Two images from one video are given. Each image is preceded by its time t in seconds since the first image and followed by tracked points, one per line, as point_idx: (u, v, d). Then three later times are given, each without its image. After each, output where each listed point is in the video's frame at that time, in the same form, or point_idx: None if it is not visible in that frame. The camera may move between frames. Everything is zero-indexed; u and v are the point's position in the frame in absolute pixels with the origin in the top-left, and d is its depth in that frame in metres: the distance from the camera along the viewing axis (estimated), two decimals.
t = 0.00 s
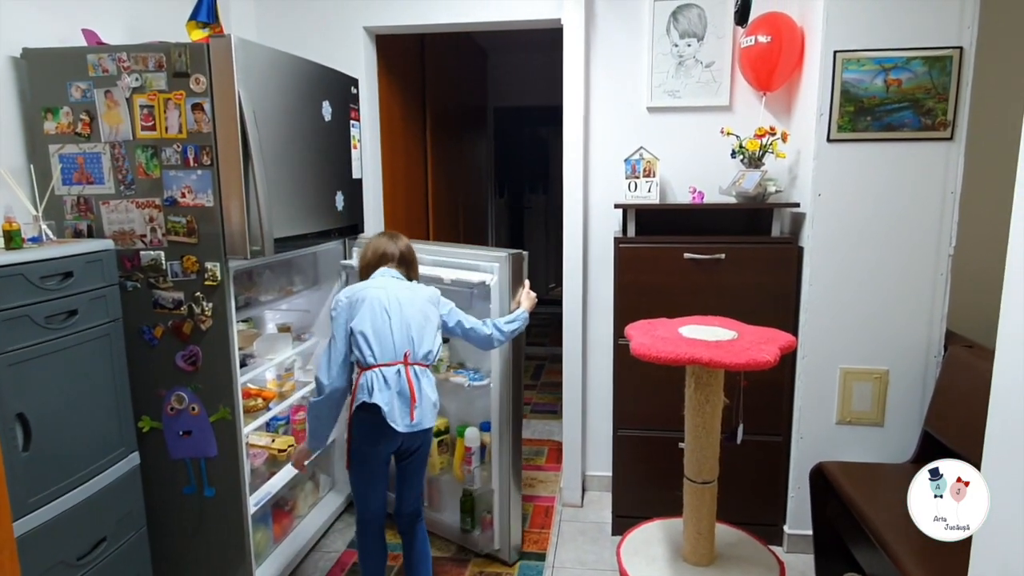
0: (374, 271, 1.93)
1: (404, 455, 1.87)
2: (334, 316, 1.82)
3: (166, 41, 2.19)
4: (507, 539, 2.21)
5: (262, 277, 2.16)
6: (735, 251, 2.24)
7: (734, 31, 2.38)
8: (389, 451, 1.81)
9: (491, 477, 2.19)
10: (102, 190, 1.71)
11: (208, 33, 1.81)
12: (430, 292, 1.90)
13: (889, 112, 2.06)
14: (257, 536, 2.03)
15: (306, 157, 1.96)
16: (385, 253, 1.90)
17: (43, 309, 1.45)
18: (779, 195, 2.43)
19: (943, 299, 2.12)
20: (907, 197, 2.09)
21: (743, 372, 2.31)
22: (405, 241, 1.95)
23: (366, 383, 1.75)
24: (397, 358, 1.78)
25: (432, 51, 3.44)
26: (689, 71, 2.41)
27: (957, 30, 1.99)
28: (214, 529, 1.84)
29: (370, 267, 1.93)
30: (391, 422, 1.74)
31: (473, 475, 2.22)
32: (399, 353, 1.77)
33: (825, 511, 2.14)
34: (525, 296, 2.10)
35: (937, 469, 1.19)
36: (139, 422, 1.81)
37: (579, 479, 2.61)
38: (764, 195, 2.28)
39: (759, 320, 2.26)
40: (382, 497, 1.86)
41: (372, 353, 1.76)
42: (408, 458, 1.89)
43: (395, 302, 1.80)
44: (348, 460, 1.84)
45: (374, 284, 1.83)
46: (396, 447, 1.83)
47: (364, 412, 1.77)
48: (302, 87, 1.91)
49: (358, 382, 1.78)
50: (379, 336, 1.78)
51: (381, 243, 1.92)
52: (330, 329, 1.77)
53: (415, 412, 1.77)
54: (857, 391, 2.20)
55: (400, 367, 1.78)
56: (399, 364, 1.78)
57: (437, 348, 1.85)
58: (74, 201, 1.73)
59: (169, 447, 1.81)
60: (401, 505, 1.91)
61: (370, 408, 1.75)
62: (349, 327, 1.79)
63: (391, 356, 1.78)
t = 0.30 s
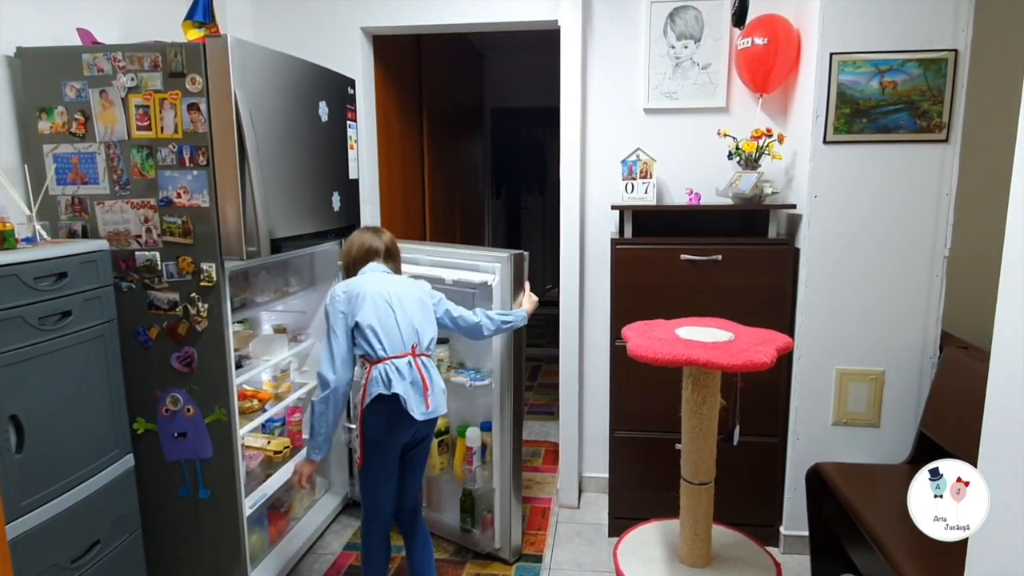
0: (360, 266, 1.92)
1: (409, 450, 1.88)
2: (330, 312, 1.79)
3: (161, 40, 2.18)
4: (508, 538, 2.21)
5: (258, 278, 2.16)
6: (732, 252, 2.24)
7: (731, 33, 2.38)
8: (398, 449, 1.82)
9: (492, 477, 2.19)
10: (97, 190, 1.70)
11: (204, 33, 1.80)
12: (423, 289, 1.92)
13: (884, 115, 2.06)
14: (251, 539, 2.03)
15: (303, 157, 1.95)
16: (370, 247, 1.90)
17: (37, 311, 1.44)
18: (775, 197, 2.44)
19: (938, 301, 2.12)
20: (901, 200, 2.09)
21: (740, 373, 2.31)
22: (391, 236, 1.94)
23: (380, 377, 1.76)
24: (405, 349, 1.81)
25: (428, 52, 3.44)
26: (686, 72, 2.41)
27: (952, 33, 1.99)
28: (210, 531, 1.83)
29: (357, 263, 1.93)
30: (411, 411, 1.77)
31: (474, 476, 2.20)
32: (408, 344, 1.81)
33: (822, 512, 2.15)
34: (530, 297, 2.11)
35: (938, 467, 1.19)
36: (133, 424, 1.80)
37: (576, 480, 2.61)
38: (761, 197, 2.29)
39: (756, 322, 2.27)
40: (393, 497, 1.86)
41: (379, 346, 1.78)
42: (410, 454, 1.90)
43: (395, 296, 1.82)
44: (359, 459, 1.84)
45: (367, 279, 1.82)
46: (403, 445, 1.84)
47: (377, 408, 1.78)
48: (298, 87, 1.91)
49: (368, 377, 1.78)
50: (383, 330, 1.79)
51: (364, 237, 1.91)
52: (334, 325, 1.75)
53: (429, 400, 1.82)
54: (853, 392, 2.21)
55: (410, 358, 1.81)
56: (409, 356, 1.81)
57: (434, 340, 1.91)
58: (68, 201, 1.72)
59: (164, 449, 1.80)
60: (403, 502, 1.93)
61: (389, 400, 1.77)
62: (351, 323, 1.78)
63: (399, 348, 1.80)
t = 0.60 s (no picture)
0: (370, 227, 1.86)
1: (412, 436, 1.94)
2: (348, 294, 1.76)
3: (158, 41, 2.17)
4: (506, 540, 2.21)
5: (255, 278, 2.15)
6: (730, 254, 2.24)
7: (729, 35, 2.38)
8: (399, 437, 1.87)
9: (490, 478, 2.18)
10: (93, 190, 1.70)
11: (201, 33, 1.80)
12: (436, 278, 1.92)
13: (882, 117, 2.07)
14: (248, 541, 2.02)
15: (300, 158, 1.94)
16: (376, 204, 1.85)
17: (33, 312, 1.44)
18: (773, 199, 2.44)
19: (936, 303, 2.12)
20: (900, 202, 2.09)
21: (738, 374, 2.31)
22: (390, 190, 1.91)
23: (395, 372, 1.82)
24: (417, 343, 1.87)
25: (426, 53, 3.43)
26: (684, 74, 2.41)
27: (949, 35, 2.00)
28: (207, 533, 1.82)
29: (367, 225, 1.87)
30: (422, 406, 1.85)
31: (473, 477, 2.19)
32: (421, 340, 1.86)
33: (820, 513, 2.14)
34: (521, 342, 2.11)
35: (938, 467, 1.19)
36: (130, 425, 1.79)
37: (574, 482, 2.60)
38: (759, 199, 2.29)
39: (754, 323, 2.27)
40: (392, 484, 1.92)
41: (396, 341, 1.82)
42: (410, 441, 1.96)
43: (415, 289, 1.83)
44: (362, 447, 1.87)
45: (388, 265, 1.79)
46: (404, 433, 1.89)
47: (388, 401, 1.83)
48: (296, 87, 1.90)
49: (381, 368, 1.83)
50: (400, 323, 1.82)
51: (369, 194, 1.86)
52: (351, 315, 1.73)
53: (437, 393, 1.90)
54: (851, 394, 2.21)
55: (421, 353, 1.88)
56: (420, 350, 1.87)
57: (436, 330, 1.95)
58: (64, 201, 1.71)
59: (160, 450, 1.79)
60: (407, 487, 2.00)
61: (401, 395, 1.83)
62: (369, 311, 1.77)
63: (412, 342, 1.85)
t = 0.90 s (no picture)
0: (397, 213, 1.87)
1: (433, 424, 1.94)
2: (390, 292, 1.78)
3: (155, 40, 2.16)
4: (503, 541, 2.20)
5: (251, 279, 2.14)
6: (728, 255, 2.23)
7: (728, 36, 2.38)
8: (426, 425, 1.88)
9: (487, 480, 2.17)
10: (89, 190, 1.69)
11: (198, 32, 1.79)
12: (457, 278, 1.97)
13: (881, 118, 2.06)
14: (243, 542, 2.02)
15: (298, 157, 1.94)
16: (399, 190, 1.85)
17: (28, 311, 1.43)
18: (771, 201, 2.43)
19: (934, 304, 2.12)
20: (898, 203, 2.09)
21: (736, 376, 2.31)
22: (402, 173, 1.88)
23: (427, 363, 1.84)
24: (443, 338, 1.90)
25: (424, 53, 3.43)
26: (683, 75, 2.41)
27: (948, 37, 2.00)
28: (202, 534, 1.81)
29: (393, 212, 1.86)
30: (453, 394, 1.89)
31: (469, 478, 2.17)
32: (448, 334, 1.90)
33: (817, 515, 2.14)
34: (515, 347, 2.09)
35: (938, 467, 1.18)
36: (125, 426, 1.78)
37: (571, 484, 2.60)
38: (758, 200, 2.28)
39: (752, 325, 2.26)
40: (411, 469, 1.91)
41: (429, 337, 1.84)
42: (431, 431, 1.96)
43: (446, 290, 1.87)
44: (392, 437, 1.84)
45: (428, 264, 1.82)
46: (432, 421, 1.90)
47: (423, 390, 1.83)
48: (294, 86, 1.89)
49: (411, 362, 1.83)
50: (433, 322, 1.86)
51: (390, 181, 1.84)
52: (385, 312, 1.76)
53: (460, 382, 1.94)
54: (849, 396, 2.20)
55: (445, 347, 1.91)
56: (444, 344, 1.90)
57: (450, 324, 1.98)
58: (60, 201, 1.70)
59: (156, 451, 1.78)
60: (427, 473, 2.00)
61: (434, 384, 1.85)
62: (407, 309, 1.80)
63: (440, 337, 1.88)
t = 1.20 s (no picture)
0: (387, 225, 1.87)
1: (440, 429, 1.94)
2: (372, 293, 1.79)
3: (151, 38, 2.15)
4: (501, 542, 2.19)
5: (248, 278, 2.12)
6: (727, 256, 2.23)
7: (727, 36, 2.37)
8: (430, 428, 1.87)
9: (485, 480, 2.16)
10: (84, 189, 1.68)
11: (195, 30, 1.78)
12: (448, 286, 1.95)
13: (880, 119, 2.06)
14: (240, 543, 2.01)
15: (295, 157, 1.93)
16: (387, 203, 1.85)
17: (23, 311, 1.42)
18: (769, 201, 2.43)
19: (933, 305, 2.12)
20: (897, 203, 2.09)
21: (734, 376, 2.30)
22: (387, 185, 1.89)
23: (427, 365, 1.83)
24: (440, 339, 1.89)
25: (423, 53, 3.42)
26: (681, 75, 2.41)
27: (946, 37, 1.99)
28: (199, 535, 1.80)
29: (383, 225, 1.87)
30: (454, 396, 1.89)
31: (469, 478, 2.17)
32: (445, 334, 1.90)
33: (815, 516, 2.14)
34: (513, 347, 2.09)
35: (938, 466, 1.18)
36: (120, 426, 1.77)
37: (569, 484, 2.59)
38: (756, 200, 2.28)
39: (750, 325, 2.26)
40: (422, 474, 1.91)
41: (421, 338, 1.83)
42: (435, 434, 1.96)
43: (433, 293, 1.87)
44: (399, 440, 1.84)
45: (414, 271, 1.83)
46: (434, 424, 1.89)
47: (424, 393, 1.83)
48: (291, 85, 1.89)
49: (410, 364, 1.83)
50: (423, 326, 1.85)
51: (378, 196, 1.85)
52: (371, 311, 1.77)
53: (461, 383, 1.94)
54: (848, 397, 2.20)
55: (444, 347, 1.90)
56: (442, 345, 1.90)
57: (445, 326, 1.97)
58: (55, 199, 1.69)
59: (151, 452, 1.77)
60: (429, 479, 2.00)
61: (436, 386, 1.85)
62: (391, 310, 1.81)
63: (438, 337, 1.88)
